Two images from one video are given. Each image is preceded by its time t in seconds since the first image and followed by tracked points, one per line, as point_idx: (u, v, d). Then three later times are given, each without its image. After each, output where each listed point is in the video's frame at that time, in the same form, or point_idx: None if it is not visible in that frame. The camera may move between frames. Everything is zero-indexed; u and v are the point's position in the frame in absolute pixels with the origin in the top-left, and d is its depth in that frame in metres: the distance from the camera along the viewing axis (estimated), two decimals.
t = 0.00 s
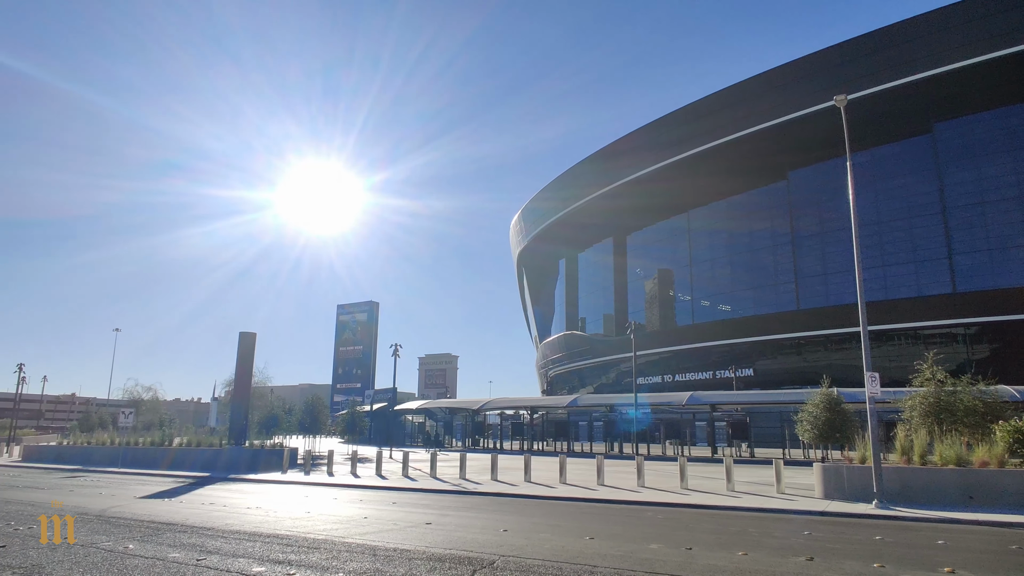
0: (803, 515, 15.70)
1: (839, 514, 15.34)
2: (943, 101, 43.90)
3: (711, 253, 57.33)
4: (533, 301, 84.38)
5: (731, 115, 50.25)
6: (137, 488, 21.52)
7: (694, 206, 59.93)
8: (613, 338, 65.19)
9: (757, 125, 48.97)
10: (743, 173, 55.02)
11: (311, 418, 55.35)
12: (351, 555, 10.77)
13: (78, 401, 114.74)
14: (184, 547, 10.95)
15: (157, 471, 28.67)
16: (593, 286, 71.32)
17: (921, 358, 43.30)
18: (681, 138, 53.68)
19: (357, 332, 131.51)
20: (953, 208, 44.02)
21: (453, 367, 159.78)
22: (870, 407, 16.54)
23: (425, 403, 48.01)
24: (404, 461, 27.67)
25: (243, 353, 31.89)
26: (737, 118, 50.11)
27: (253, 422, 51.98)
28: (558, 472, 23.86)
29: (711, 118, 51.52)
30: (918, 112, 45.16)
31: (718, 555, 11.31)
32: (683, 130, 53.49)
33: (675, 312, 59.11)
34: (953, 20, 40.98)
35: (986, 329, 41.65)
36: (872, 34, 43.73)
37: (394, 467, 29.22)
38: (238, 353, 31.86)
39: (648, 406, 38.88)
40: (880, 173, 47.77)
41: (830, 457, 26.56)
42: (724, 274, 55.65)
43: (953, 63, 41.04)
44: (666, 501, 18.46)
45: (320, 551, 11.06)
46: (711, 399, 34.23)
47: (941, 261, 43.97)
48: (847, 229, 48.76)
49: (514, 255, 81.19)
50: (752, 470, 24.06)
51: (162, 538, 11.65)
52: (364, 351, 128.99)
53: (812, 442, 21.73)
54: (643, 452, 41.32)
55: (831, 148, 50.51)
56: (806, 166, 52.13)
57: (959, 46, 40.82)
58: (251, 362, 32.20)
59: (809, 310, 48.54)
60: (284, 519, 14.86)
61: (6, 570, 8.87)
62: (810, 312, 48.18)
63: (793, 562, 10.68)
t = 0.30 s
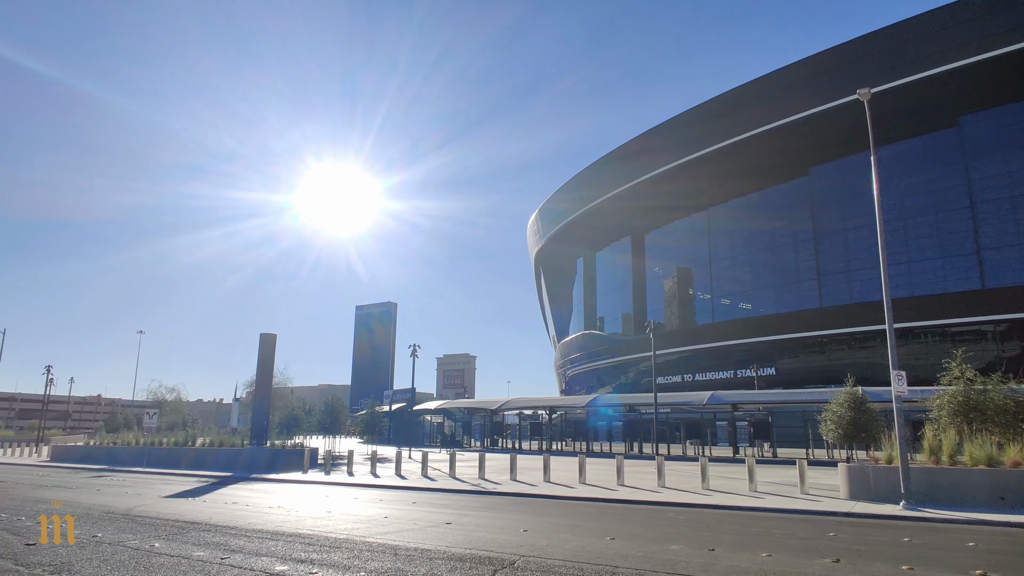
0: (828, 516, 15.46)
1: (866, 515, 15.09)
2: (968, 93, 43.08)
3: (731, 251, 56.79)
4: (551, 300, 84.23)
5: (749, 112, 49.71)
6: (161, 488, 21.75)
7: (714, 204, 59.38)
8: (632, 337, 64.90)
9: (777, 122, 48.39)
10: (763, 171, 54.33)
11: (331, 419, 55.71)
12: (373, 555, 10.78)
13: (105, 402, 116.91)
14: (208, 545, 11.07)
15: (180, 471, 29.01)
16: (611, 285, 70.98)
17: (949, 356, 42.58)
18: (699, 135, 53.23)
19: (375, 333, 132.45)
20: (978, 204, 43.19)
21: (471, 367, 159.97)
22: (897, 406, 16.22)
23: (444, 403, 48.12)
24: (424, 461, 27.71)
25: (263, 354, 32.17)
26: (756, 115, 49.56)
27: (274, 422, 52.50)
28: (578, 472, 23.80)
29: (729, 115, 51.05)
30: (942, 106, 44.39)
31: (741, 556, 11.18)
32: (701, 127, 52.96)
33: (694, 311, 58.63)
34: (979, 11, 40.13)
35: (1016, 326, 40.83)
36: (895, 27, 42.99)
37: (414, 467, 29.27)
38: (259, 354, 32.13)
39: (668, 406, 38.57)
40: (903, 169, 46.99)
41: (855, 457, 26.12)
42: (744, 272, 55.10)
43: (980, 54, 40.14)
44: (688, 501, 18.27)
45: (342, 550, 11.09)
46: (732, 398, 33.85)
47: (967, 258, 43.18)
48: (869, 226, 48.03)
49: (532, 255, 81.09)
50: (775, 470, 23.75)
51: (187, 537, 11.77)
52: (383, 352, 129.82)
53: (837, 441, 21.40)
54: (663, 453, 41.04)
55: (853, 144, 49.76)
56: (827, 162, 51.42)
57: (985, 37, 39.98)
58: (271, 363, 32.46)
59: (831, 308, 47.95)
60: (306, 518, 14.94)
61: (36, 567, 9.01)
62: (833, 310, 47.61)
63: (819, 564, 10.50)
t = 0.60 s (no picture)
0: (862, 518, 15.14)
1: (903, 518, 14.73)
2: (1006, 82, 41.90)
3: (758, 248, 56.03)
4: (575, 300, 83.94)
5: (777, 107, 49.21)
6: (193, 488, 22.05)
7: (740, 202, 58.64)
8: (658, 337, 64.42)
9: (805, 115, 47.75)
10: (790, 167, 53.55)
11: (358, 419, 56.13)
12: (401, 555, 10.80)
13: (137, 403, 119.51)
14: (240, 544, 11.19)
15: (211, 471, 29.44)
16: (636, 285, 70.51)
17: (987, 355, 41.52)
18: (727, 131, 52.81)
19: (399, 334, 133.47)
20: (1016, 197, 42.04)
21: (495, 368, 160.02)
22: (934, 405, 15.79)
23: (469, 403, 48.20)
24: (450, 461, 27.76)
25: (291, 355, 32.53)
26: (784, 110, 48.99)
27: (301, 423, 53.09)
28: (605, 472, 23.63)
29: (756, 110, 50.53)
30: (977, 96, 43.33)
31: (774, 558, 10.97)
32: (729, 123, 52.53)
33: (721, 310, 57.98)
34: None
35: None
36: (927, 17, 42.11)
37: (440, 468, 29.35)
38: (287, 355, 32.51)
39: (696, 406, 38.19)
40: (935, 163, 45.92)
41: (890, 458, 25.55)
42: (771, 269, 54.34)
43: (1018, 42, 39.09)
44: (717, 503, 18.04)
45: (371, 550, 11.11)
46: (762, 398, 33.33)
47: (1005, 253, 42.06)
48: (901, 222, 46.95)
49: (556, 255, 80.93)
50: (807, 472, 23.33)
51: (219, 536, 11.91)
52: (407, 354, 130.64)
53: (871, 442, 20.94)
54: (690, 454, 40.61)
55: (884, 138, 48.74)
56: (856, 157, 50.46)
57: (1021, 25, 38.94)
58: (299, 364, 32.81)
59: (863, 306, 47.08)
60: (334, 518, 15.03)
61: (75, 564, 9.18)
62: (865, 308, 46.78)
63: (855, 567, 10.28)
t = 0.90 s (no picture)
0: (902, 521, 14.74)
1: (945, 521, 14.30)
2: None
3: (790, 245, 55.07)
4: (602, 300, 83.37)
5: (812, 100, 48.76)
6: (226, 488, 22.35)
7: (771, 199, 57.71)
8: (689, 336, 63.74)
9: (840, 108, 47.09)
10: (824, 162, 52.48)
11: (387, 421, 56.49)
12: (432, 555, 10.81)
13: (172, 405, 122.27)
14: (273, 544, 11.30)
15: (244, 471, 29.90)
16: (664, 284, 69.85)
17: None
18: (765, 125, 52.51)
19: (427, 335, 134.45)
20: None
21: (522, 369, 159.88)
22: (977, 405, 15.28)
23: (498, 404, 48.16)
24: (479, 462, 27.77)
25: (321, 357, 32.88)
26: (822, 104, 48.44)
27: (330, 424, 53.64)
28: (635, 474, 23.41)
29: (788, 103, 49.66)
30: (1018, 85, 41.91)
31: (811, 561, 10.72)
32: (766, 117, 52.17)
33: (753, 308, 57.14)
34: None
35: None
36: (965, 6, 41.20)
37: (469, 468, 29.40)
38: (317, 357, 32.88)
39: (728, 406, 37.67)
40: (973, 156, 44.67)
41: (931, 460, 24.84)
42: (806, 267, 53.18)
43: None
44: (751, 505, 17.72)
45: (401, 550, 11.14)
46: (795, 398, 32.72)
47: None
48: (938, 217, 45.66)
49: (583, 254, 80.62)
50: (844, 473, 22.82)
51: (253, 535, 12.07)
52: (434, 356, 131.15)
53: (910, 442, 20.40)
54: (722, 455, 40.07)
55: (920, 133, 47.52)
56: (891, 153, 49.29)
57: None
58: (328, 366, 33.14)
59: (901, 303, 46.03)
60: (365, 518, 15.12)
61: (115, 562, 9.34)
62: (904, 306, 45.73)
63: (896, 571, 9.98)
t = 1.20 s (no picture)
0: (939, 523, 14.37)
1: (984, 523, 13.90)
2: None
3: (819, 242, 54.13)
4: (628, 300, 82.78)
5: (840, 94, 47.87)
6: (256, 487, 22.67)
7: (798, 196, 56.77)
8: (715, 336, 63.08)
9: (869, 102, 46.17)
10: (853, 157, 51.43)
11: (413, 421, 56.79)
12: (459, 555, 10.80)
13: (203, 405, 124.62)
14: (302, 543, 11.40)
15: (273, 471, 30.31)
16: (691, 283, 69.18)
17: None
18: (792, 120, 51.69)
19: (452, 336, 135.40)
20: None
21: (548, 369, 159.86)
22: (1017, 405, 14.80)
23: (523, 405, 48.12)
24: (506, 462, 27.77)
25: (347, 358, 33.15)
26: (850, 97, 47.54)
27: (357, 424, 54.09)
28: (662, 474, 23.20)
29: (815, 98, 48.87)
30: None
31: (844, 564, 10.49)
32: (793, 112, 51.34)
33: (782, 307, 56.31)
34: None
35: None
36: None
37: (496, 468, 29.42)
38: (343, 358, 33.16)
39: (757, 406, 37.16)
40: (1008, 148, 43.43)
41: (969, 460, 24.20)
42: (836, 264, 52.21)
43: None
44: (782, 506, 17.44)
45: (428, 550, 11.16)
46: (826, 397, 32.14)
47: None
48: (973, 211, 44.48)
49: (608, 253, 80.25)
50: (878, 474, 22.34)
51: (282, 535, 12.19)
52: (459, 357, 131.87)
53: (948, 443, 19.88)
54: (750, 456, 39.54)
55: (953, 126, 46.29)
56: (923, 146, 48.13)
57: None
58: (355, 366, 33.39)
59: (934, 300, 45.01)
60: (392, 518, 15.19)
61: (149, 560, 9.50)
62: (938, 303, 44.71)
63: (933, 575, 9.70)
